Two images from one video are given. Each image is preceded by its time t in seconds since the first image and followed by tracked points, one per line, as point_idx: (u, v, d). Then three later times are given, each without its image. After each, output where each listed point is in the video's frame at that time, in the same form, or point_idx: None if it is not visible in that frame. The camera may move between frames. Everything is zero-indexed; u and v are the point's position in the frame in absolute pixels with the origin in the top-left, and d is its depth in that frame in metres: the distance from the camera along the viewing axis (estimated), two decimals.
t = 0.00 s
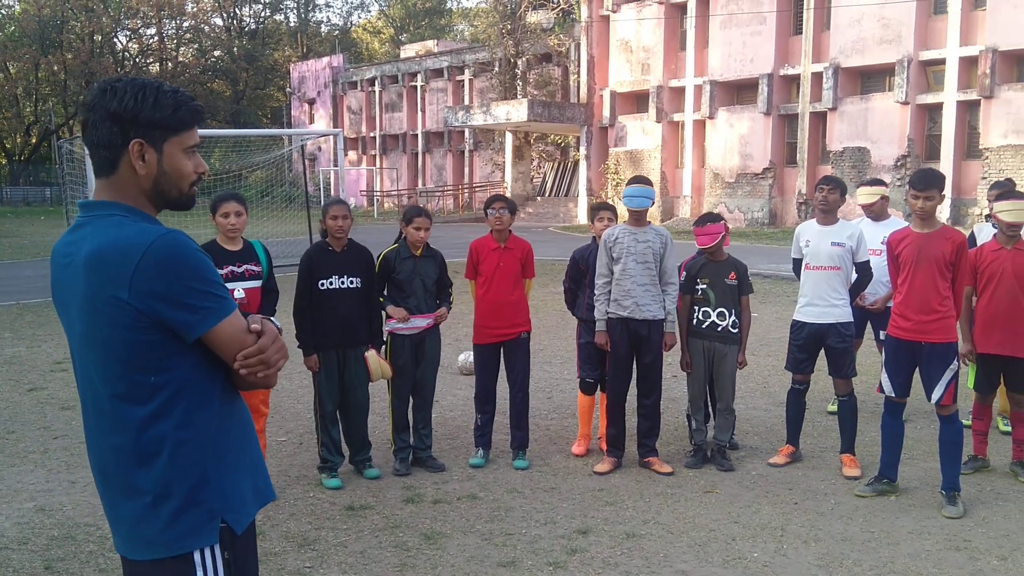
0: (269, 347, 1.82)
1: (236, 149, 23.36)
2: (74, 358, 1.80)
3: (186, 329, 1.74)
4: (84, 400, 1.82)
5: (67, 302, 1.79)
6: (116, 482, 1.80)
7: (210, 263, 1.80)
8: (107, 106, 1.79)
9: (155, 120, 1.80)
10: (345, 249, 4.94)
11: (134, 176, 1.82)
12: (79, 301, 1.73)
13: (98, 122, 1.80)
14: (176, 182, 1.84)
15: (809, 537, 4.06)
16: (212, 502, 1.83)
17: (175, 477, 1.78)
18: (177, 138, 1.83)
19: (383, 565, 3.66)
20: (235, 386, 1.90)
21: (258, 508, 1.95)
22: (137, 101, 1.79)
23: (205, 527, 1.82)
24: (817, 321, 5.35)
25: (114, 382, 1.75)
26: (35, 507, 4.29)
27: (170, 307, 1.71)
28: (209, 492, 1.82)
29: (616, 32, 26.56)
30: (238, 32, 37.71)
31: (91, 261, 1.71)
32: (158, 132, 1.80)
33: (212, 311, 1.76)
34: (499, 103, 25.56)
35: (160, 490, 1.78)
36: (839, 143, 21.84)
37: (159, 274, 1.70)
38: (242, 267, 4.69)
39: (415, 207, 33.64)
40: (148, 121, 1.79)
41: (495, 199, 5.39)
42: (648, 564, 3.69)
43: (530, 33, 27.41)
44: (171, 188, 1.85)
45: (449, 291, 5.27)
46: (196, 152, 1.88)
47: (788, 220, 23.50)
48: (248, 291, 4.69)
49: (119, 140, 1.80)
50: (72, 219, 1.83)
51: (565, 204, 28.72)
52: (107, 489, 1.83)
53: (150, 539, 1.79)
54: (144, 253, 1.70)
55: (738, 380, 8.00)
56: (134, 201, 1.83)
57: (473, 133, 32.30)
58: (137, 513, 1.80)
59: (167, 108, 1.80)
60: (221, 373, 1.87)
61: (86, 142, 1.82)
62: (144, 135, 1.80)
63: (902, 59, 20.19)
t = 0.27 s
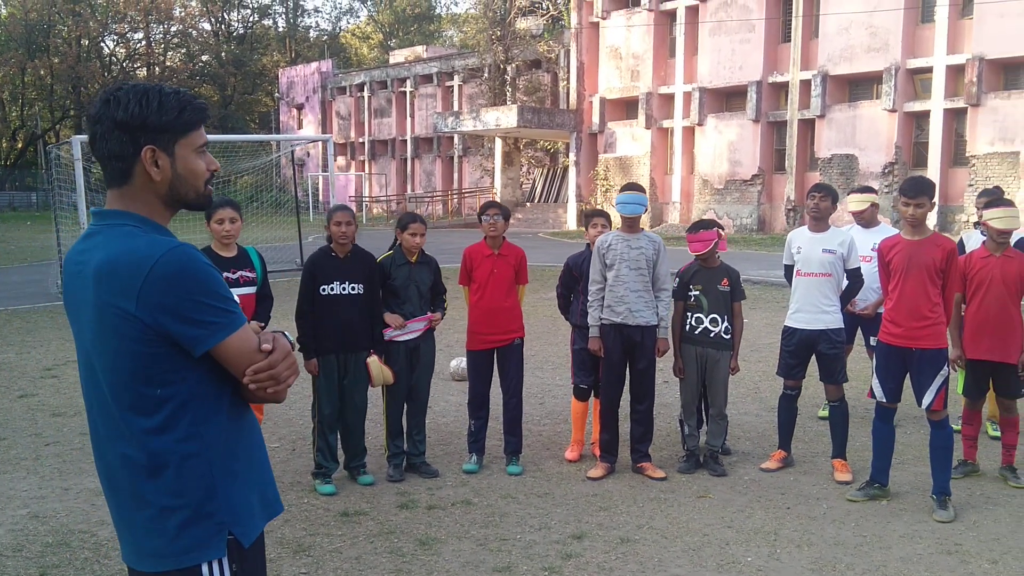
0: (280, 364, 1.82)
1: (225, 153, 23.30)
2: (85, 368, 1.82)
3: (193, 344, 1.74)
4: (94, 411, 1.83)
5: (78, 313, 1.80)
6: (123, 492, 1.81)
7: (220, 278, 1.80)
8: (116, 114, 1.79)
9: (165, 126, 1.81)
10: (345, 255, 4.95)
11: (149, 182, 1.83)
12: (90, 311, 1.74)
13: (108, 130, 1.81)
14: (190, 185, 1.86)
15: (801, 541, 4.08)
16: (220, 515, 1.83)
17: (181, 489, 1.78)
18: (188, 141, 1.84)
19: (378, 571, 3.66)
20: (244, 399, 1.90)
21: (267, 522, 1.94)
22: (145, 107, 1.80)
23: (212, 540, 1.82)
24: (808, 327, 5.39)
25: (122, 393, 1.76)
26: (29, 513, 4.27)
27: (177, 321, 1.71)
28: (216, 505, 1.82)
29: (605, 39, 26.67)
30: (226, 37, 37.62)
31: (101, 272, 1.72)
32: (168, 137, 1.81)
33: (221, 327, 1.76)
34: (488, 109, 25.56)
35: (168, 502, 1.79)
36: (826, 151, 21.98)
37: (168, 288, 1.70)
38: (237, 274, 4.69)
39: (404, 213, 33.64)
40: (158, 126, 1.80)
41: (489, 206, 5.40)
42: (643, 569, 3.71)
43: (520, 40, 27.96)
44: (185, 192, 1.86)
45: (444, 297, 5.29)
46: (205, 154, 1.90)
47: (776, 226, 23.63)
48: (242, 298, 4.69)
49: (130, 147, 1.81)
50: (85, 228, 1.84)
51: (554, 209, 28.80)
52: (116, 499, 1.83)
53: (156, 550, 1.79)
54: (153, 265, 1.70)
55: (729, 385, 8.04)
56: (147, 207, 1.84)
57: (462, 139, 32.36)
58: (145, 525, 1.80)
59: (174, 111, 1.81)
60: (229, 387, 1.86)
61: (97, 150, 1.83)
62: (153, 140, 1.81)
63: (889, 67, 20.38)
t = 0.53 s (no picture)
0: (281, 380, 1.82)
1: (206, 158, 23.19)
2: (87, 377, 1.84)
3: (189, 356, 1.75)
4: (97, 420, 1.86)
5: (78, 324, 1.82)
6: (128, 500, 1.84)
7: (219, 291, 1.81)
8: (117, 122, 1.81)
9: (166, 131, 1.82)
10: (331, 260, 4.98)
11: (152, 188, 1.85)
12: (88, 321, 1.77)
13: (109, 139, 1.83)
14: (192, 191, 1.88)
15: (787, 542, 4.13)
16: (221, 524, 1.84)
17: (180, 500, 1.80)
18: (188, 147, 1.86)
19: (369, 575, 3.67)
20: (245, 411, 1.90)
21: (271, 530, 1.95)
22: (146, 114, 1.82)
23: (214, 548, 1.84)
24: (790, 330, 5.46)
25: (121, 404, 1.78)
26: (17, 520, 4.25)
27: (172, 333, 1.73)
28: (218, 513, 1.84)
29: (588, 44, 26.84)
30: (206, 41, 37.36)
31: (99, 283, 1.74)
32: (169, 142, 1.83)
33: (219, 339, 1.77)
34: (471, 114, 25.47)
35: (168, 510, 1.81)
36: (807, 155, 22.17)
37: (163, 299, 1.72)
38: (224, 279, 4.70)
39: (387, 218, 33.58)
40: (159, 132, 1.82)
41: (476, 210, 5.44)
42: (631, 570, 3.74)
43: (502, 45, 27.10)
44: (188, 198, 1.89)
45: (432, 302, 5.31)
46: (207, 158, 1.91)
47: (758, 231, 23.81)
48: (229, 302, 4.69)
49: (132, 154, 1.83)
50: (87, 237, 1.86)
51: (538, 214, 28.87)
52: (119, 507, 1.86)
53: (158, 558, 1.81)
54: (148, 278, 1.72)
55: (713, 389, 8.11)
56: (149, 215, 1.87)
57: (445, 143, 32.37)
58: (147, 532, 1.82)
59: (174, 117, 1.83)
60: (229, 397, 1.88)
61: (99, 157, 1.85)
62: (155, 147, 1.82)
63: (869, 73, 20.61)
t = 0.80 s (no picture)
0: (284, 379, 1.83)
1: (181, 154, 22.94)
2: (90, 375, 1.86)
3: (187, 354, 1.76)
4: (101, 418, 1.88)
5: (80, 321, 1.84)
6: (130, 496, 1.86)
7: (216, 288, 1.82)
8: (111, 118, 1.83)
9: (157, 122, 1.84)
10: (317, 255, 4.99)
11: (149, 180, 1.86)
12: (88, 320, 1.78)
13: (104, 135, 1.85)
14: (191, 182, 1.89)
15: (769, 531, 4.20)
16: (223, 520, 1.85)
17: (181, 497, 1.81)
18: (183, 138, 1.87)
19: (356, 568, 3.69)
20: (245, 409, 1.91)
21: (275, 527, 1.96)
22: (137, 107, 1.83)
23: (216, 545, 1.85)
24: (771, 323, 5.53)
25: (122, 402, 1.79)
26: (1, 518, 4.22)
27: (168, 331, 1.73)
28: (218, 509, 1.85)
29: (565, 39, 26.82)
30: (181, 36, 36.97)
31: (97, 281, 1.75)
32: (164, 132, 1.84)
33: (217, 337, 1.77)
34: (449, 109, 25.55)
35: (169, 506, 1.82)
36: (784, 150, 22.37)
37: (159, 299, 1.72)
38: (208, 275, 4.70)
39: (365, 213, 33.48)
40: (152, 124, 1.83)
41: (460, 205, 5.47)
42: (617, 560, 3.79)
43: (479, 39, 28.12)
44: (187, 189, 1.89)
45: (417, 297, 5.33)
46: (202, 149, 1.92)
47: (735, 225, 24.01)
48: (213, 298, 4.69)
49: (127, 148, 1.84)
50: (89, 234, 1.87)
51: (517, 209, 28.92)
52: (122, 503, 1.88)
53: (159, 555, 1.82)
54: (145, 277, 1.72)
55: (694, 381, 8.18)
56: (149, 209, 1.88)
57: (423, 138, 32.32)
58: (150, 529, 1.84)
59: (164, 108, 1.84)
60: (229, 394, 1.88)
61: (95, 154, 1.87)
62: (149, 139, 1.84)
63: (844, 67, 20.82)
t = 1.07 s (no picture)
0: (286, 376, 1.83)
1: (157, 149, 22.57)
2: (96, 373, 1.89)
3: (188, 354, 1.77)
4: (107, 417, 1.91)
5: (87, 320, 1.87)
6: (136, 493, 1.89)
7: (218, 286, 1.83)
8: (100, 113, 1.86)
9: (143, 111, 1.86)
10: (302, 250, 4.99)
11: (143, 165, 1.87)
12: (94, 320, 1.81)
13: (95, 129, 1.87)
14: (185, 165, 1.89)
15: (753, 519, 4.27)
16: (225, 519, 1.87)
17: (184, 496, 1.83)
18: (170, 122, 1.88)
19: (346, 560, 3.72)
20: (249, 408, 1.93)
21: (278, 526, 1.98)
22: (118, 98, 1.85)
23: (220, 543, 1.87)
24: (754, 314, 5.60)
25: (127, 400, 1.82)
26: None
27: (169, 331, 1.75)
28: (221, 508, 1.87)
29: (545, 32, 26.89)
30: (157, 29, 36.49)
31: (99, 280, 1.78)
32: (151, 117, 1.86)
33: (218, 335, 1.79)
34: (429, 102, 25.28)
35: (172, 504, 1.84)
36: (763, 142, 22.54)
37: (158, 298, 1.74)
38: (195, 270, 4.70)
39: (345, 207, 33.33)
40: (138, 111, 1.86)
41: (446, 199, 5.49)
42: (604, 549, 3.84)
43: (459, 33, 26.29)
44: (182, 173, 1.89)
45: (404, 291, 5.35)
46: (192, 133, 1.94)
47: (716, 217, 24.15)
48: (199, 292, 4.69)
49: (117, 137, 1.86)
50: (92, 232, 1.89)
51: (498, 202, 28.92)
52: (129, 498, 1.91)
53: (161, 553, 1.85)
54: (144, 276, 1.74)
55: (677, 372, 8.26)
56: (147, 198, 1.89)
57: (402, 132, 32.19)
58: (153, 524, 1.86)
59: (145, 97, 1.86)
60: (232, 393, 1.90)
61: (88, 151, 1.89)
62: (137, 125, 1.85)
63: (822, 61, 20.98)
